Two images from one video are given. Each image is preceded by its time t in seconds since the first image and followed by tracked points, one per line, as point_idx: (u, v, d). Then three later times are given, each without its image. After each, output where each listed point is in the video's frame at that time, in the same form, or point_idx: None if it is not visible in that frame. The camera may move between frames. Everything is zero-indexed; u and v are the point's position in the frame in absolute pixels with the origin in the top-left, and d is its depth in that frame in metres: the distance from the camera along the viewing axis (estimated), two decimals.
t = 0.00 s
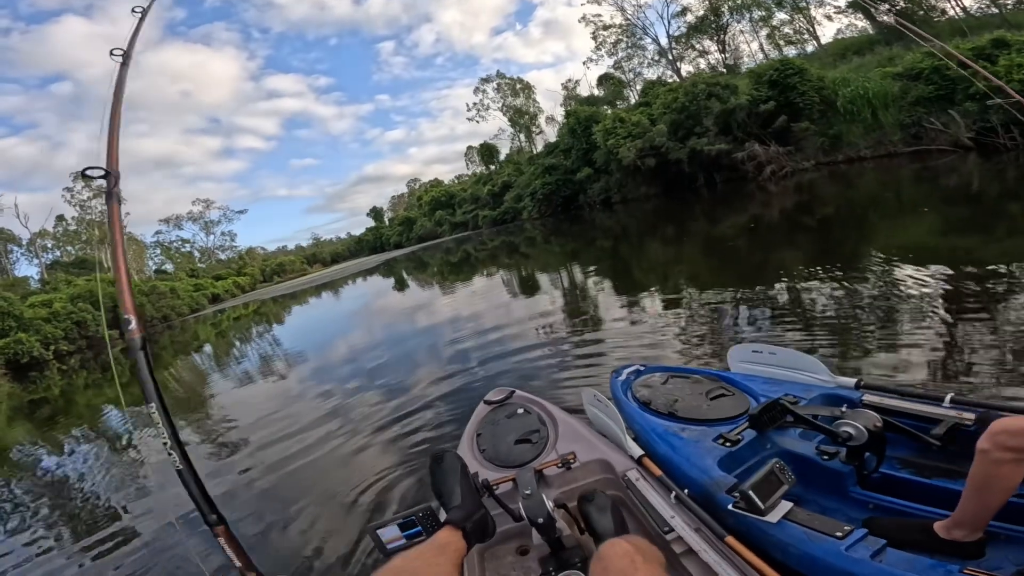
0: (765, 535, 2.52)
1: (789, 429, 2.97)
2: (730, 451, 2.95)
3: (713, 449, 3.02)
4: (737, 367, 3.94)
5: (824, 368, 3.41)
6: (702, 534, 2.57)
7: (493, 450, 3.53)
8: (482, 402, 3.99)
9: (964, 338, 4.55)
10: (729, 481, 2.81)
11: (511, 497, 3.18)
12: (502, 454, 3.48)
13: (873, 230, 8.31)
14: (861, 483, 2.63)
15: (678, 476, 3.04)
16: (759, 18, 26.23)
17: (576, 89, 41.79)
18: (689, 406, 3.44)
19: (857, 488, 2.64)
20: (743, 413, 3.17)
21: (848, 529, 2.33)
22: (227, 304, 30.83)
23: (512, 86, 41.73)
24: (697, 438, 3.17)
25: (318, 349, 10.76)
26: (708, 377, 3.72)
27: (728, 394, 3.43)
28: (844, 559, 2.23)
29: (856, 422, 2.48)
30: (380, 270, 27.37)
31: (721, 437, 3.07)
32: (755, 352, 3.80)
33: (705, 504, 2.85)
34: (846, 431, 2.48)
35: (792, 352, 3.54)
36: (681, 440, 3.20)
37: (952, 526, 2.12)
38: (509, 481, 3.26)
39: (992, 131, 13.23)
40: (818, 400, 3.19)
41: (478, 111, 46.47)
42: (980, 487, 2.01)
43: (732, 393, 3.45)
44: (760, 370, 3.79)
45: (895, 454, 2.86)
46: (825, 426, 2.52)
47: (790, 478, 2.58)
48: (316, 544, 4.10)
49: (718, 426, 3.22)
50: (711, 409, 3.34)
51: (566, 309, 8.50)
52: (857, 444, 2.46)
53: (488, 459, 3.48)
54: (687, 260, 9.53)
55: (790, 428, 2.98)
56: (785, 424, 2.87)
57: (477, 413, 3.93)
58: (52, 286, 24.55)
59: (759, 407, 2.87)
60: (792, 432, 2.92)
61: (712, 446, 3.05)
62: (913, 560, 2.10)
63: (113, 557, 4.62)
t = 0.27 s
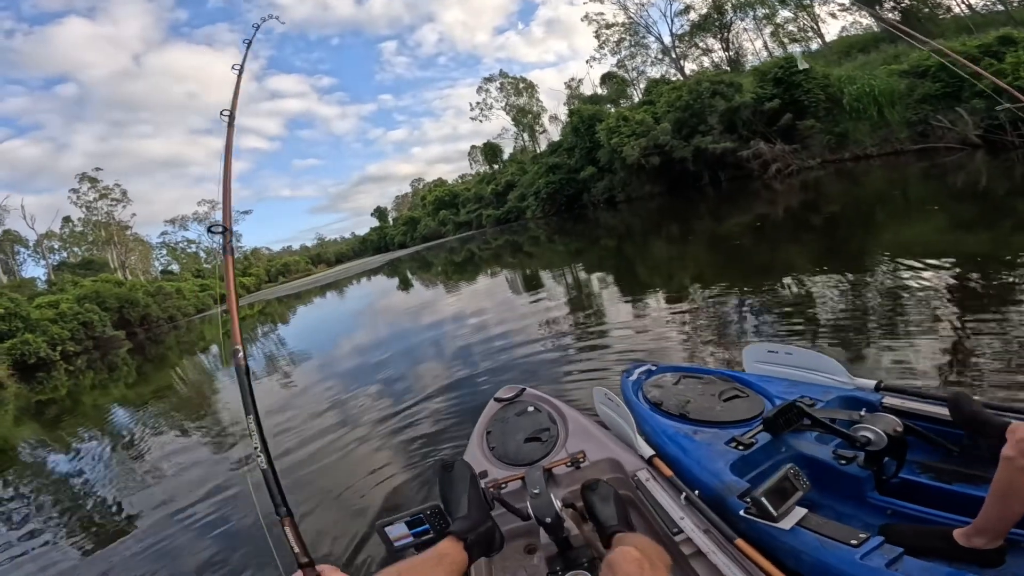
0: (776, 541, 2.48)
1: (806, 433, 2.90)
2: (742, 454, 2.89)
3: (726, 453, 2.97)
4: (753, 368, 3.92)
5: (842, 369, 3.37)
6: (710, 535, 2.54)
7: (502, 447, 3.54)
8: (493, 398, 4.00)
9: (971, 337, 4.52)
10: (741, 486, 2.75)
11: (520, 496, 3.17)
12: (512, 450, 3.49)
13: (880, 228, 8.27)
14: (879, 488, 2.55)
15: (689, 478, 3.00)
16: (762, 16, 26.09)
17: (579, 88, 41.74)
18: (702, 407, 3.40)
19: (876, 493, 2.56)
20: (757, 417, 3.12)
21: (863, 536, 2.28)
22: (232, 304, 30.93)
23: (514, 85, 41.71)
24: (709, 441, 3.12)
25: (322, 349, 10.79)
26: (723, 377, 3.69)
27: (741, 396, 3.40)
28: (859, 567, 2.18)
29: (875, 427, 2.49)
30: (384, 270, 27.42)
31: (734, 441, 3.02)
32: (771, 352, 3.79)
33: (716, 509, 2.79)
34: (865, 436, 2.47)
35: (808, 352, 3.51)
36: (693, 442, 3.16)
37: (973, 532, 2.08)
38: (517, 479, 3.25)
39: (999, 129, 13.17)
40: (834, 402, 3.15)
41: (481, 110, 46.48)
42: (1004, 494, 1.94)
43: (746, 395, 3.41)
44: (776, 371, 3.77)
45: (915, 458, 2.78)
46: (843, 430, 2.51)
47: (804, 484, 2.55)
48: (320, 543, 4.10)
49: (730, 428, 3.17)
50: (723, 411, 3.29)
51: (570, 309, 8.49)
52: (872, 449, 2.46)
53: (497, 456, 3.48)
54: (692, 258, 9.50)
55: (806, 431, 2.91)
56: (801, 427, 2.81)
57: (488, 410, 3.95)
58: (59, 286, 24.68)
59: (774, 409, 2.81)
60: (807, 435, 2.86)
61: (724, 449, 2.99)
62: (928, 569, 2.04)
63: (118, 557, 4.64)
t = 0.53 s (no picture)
0: (795, 548, 2.40)
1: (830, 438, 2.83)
2: (763, 459, 2.82)
3: (746, 458, 2.89)
4: (773, 369, 3.85)
5: (871, 374, 3.29)
6: (729, 539, 2.51)
7: (518, 446, 3.54)
8: (510, 397, 4.01)
9: (987, 339, 4.45)
10: (761, 491, 2.67)
11: (536, 495, 3.16)
12: (529, 449, 3.49)
13: (893, 228, 8.18)
14: (906, 496, 2.47)
15: (707, 481, 2.92)
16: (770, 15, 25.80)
17: (587, 88, 41.73)
18: (721, 410, 3.34)
19: (902, 501, 2.47)
20: (778, 421, 3.05)
21: (887, 545, 2.19)
22: (241, 305, 31.15)
23: (522, 86, 41.73)
24: (728, 445, 3.05)
25: (330, 349, 10.84)
26: (744, 380, 3.63)
27: (763, 399, 3.32)
28: None
29: (905, 433, 2.39)
30: (392, 270, 27.51)
31: (755, 445, 2.95)
32: (794, 355, 3.72)
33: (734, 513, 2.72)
34: (894, 442, 2.38)
35: (835, 355, 3.44)
36: (712, 445, 3.09)
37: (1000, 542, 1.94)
38: (533, 478, 3.24)
39: (1014, 128, 13.04)
40: (860, 406, 3.05)
41: (488, 111, 46.61)
42: None
43: (768, 398, 3.33)
44: (799, 374, 3.70)
45: (941, 465, 2.60)
46: (870, 435, 2.43)
47: (829, 490, 2.44)
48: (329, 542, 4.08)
49: (751, 433, 3.09)
50: (745, 415, 3.22)
51: (578, 309, 8.47)
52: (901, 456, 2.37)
53: (513, 454, 3.49)
54: (701, 259, 9.44)
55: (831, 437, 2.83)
56: (826, 432, 2.73)
57: (504, 408, 3.96)
58: (71, 287, 24.97)
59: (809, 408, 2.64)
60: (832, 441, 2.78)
61: (744, 454, 2.92)
62: None
63: (128, 555, 4.64)
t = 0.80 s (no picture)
0: (806, 554, 2.35)
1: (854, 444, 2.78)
2: (780, 464, 2.78)
3: (763, 462, 2.86)
4: (797, 373, 3.77)
5: (898, 379, 3.15)
6: (737, 543, 2.46)
7: (530, 445, 3.54)
8: (523, 397, 4.01)
9: (1010, 343, 4.36)
10: (776, 496, 2.63)
11: (546, 495, 3.14)
12: (541, 448, 3.49)
13: (912, 230, 8.06)
14: (926, 504, 2.42)
15: (721, 484, 2.90)
16: (787, 14, 25.47)
17: (600, 88, 41.59)
18: (740, 414, 3.30)
19: (922, 509, 2.42)
20: (799, 426, 3.00)
21: (901, 555, 2.12)
22: (257, 303, 31.45)
23: (535, 86, 41.68)
24: (745, 449, 3.02)
25: (343, 347, 10.91)
26: (764, 382, 3.57)
27: (784, 403, 3.29)
28: None
29: (928, 441, 2.38)
30: (406, 270, 27.62)
31: (772, 449, 2.91)
32: (820, 358, 3.63)
33: (747, 518, 2.69)
34: (916, 449, 2.37)
35: (861, 359, 3.35)
36: (728, 449, 3.06)
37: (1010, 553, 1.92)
38: (543, 478, 3.22)
39: None
40: (886, 413, 2.98)
41: (502, 111, 46.66)
42: None
43: (789, 403, 3.28)
44: (824, 378, 3.61)
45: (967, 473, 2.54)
46: (895, 440, 2.42)
47: (846, 497, 2.35)
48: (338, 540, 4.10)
49: (769, 437, 3.05)
50: (764, 419, 3.18)
51: (590, 310, 8.44)
52: (923, 464, 2.34)
53: (525, 453, 3.49)
54: (715, 261, 9.36)
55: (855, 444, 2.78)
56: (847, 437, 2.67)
57: (518, 407, 3.97)
58: (92, 284, 25.38)
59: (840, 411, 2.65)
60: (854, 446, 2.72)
61: (761, 458, 2.88)
62: None
63: (141, 551, 4.70)
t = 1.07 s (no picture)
0: (829, 556, 2.33)
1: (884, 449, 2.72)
2: (806, 465, 2.76)
3: (788, 463, 2.83)
4: (827, 376, 3.70)
5: (931, 381, 3.08)
6: (757, 544, 2.45)
7: (549, 442, 3.54)
8: (544, 394, 4.01)
9: None
10: (800, 497, 2.62)
11: (565, 492, 3.16)
12: (559, 445, 3.48)
13: (938, 233, 7.92)
14: (956, 509, 2.36)
15: (744, 485, 2.89)
16: (810, 14, 25.15)
17: (617, 88, 41.42)
18: (766, 414, 3.26)
19: (951, 514, 2.37)
20: (828, 428, 2.96)
21: (925, 558, 2.11)
22: (275, 299, 31.82)
23: (551, 85, 41.56)
24: (771, 450, 2.99)
25: (359, 344, 11.00)
26: (791, 383, 3.51)
27: (813, 405, 3.23)
28: None
29: (964, 444, 2.26)
30: (421, 268, 27.77)
31: (798, 451, 2.88)
32: (850, 361, 3.55)
33: (769, 518, 2.68)
34: (951, 453, 2.27)
35: (894, 362, 3.27)
36: (752, 449, 3.04)
37: None
38: (562, 475, 3.22)
39: None
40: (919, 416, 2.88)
41: (519, 110, 46.68)
42: None
43: (818, 404, 3.23)
44: (855, 381, 3.53)
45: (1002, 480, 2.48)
46: (931, 442, 2.28)
47: (872, 500, 2.31)
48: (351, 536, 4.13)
49: (797, 438, 3.02)
50: (792, 420, 3.14)
51: (605, 311, 8.42)
52: (956, 469, 2.26)
53: (545, 450, 3.49)
54: (733, 262, 9.28)
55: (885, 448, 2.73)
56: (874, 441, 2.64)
57: (538, 404, 3.96)
58: (116, 279, 25.87)
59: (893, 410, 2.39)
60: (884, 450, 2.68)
61: (786, 459, 2.86)
62: None
63: (157, 544, 4.79)
